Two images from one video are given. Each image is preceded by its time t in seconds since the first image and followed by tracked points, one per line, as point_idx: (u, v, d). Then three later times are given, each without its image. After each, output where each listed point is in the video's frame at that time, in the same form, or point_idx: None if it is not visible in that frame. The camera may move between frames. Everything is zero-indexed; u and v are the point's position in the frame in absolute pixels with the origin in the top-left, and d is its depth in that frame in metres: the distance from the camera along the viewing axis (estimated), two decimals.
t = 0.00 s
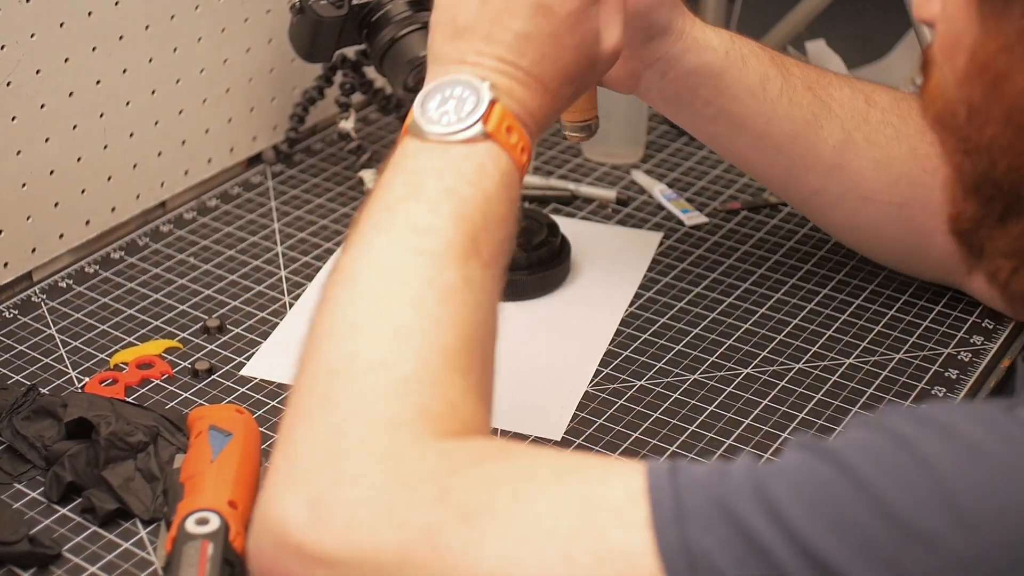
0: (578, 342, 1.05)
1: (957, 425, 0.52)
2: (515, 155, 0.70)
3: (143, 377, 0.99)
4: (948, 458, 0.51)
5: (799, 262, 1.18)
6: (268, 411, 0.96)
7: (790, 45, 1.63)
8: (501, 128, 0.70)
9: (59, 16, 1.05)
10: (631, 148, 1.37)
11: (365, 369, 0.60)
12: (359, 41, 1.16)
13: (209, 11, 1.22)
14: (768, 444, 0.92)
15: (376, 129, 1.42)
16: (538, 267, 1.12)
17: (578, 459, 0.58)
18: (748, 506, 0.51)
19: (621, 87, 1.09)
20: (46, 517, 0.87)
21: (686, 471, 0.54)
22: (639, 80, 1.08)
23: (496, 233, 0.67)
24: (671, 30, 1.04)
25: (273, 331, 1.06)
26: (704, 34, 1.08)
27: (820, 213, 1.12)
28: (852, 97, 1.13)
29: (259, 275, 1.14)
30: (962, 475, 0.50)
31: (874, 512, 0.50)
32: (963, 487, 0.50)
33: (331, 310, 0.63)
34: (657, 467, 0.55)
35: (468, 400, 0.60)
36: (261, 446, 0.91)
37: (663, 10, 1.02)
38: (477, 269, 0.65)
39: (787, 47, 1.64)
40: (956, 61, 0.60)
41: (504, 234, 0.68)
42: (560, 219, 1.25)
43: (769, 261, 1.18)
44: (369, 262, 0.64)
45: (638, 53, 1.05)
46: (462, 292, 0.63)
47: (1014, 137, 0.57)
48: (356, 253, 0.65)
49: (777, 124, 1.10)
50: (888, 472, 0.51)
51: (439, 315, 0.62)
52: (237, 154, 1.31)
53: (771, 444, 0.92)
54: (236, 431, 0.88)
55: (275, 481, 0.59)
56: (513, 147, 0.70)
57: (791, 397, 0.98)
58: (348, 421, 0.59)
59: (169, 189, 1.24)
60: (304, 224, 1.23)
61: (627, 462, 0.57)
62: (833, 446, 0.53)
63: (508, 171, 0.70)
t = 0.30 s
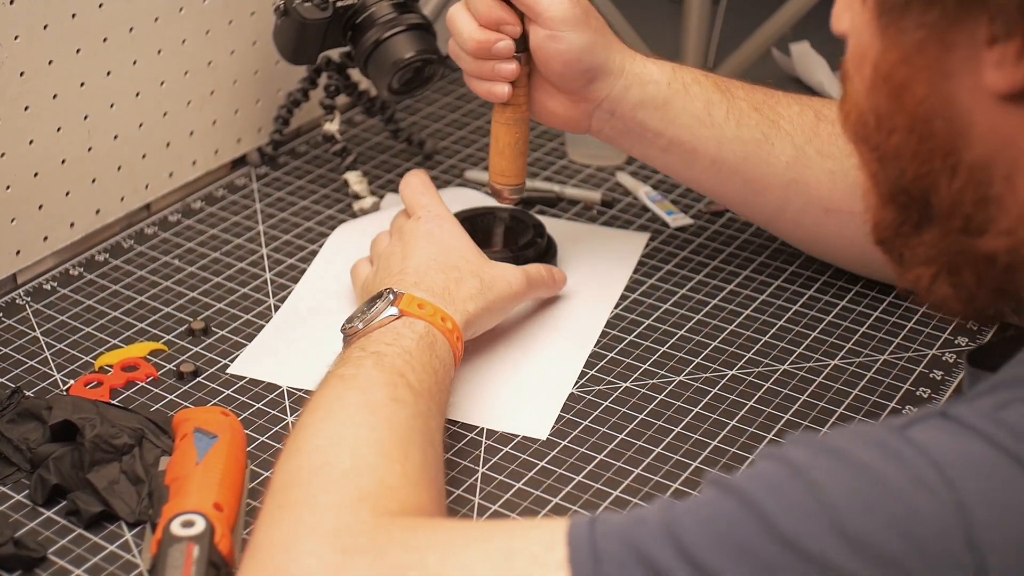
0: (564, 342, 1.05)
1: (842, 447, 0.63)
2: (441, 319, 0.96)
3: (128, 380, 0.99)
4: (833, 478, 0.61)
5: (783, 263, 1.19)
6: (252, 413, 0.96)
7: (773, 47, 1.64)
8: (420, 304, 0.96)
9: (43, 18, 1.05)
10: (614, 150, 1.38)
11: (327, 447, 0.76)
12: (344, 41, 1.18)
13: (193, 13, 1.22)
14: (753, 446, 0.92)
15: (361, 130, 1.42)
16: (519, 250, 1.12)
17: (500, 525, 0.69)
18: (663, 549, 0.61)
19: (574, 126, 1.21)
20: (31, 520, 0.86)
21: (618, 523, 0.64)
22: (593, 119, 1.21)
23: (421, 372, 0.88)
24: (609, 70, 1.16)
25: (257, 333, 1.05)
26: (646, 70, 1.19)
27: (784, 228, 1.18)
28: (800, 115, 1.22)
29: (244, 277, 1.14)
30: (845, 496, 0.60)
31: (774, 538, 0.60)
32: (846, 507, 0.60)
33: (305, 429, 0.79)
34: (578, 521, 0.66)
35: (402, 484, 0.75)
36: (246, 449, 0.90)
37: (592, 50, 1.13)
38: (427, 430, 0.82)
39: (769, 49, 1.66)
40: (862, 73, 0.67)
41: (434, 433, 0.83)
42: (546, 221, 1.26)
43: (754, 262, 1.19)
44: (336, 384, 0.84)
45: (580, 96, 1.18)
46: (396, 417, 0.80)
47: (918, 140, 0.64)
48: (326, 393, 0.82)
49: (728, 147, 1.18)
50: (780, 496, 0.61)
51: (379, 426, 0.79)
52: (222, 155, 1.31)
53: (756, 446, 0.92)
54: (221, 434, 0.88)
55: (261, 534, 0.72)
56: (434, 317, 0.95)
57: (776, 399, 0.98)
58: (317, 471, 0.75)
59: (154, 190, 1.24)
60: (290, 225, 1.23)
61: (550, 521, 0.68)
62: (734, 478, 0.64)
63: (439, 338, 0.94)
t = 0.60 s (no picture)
0: (559, 344, 1.05)
1: (806, 470, 0.60)
2: (442, 315, 0.96)
3: (121, 381, 0.98)
4: (796, 502, 0.58)
5: (776, 265, 1.19)
6: (246, 415, 0.95)
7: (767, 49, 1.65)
8: (421, 300, 0.96)
9: (37, 18, 1.05)
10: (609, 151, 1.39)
11: (313, 462, 0.76)
12: (338, 43, 1.18)
13: (188, 14, 1.22)
14: (747, 448, 0.92)
15: (356, 131, 1.42)
16: (514, 247, 1.14)
17: (478, 541, 0.67)
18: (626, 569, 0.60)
19: (550, 175, 1.23)
20: (24, 521, 0.86)
21: (589, 545, 0.62)
22: (570, 164, 1.22)
23: (416, 373, 0.88)
24: (585, 114, 1.19)
25: (251, 334, 1.05)
26: (616, 111, 1.21)
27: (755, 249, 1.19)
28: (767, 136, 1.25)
29: (238, 278, 1.14)
30: (806, 522, 0.58)
31: (733, 565, 0.58)
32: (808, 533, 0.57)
33: (296, 439, 0.79)
34: (551, 538, 0.64)
35: (386, 496, 0.74)
36: (240, 450, 0.90)
37: (571, 94, 1.16)
38: (417, 434, 0.82)
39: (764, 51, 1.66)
40: (767, 127, 0.70)
41: (427, 437, 0.82)
42: (542, 222, 1.26)
43: (748, 264, 1.19)
44: (327, 391, 0.84)
45: (556, 143, 1.20)
46: (385, 428, 0.80)
47: (827, 187, 0.66)
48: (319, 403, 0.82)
49: (703, 177, 1.19)
50: (742, 522, 0.59)
51: (366, 438, 0.78)
52: (216, 157, 1.31)
53: (750, 447, 0.92)
54: (208, 434, 0.87)
55: (246, 548, 0.72)
56: (435, 313, 0.96)
57: (770, 400, 0.98)
58: (301, 485, 0.74)
59: (148, 191, 1.24)
60: (284, 226, 1.23)
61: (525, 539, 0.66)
62: (702, 500, 0.62)
63: (439, 334, 0.94)
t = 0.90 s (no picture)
0: (560, 342, 1.05)
1: (828, 448, 0.60)
2: (453, 310, 0.96)
3: (122, 378, 0.98)
4: (816, 478, 0.58)
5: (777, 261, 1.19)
6: (247, 412, 0.96)
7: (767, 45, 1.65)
8: (432, 295, 0.96)
9: (37, 16, 1.05)
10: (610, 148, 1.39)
11: (327, 456, 0.76)
12: (338, 40, 1.18)
13: (188, 12, 1.22)
14: (749, 444, 0.92)
15: (356, 128, 1.42)
16: (517, 245, 1.14)
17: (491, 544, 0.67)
18: (648, 554, 0.59)
19: (545, 181, 1.23)
20: (26, 518, 0.86)
21: (596, 535, 0.62)
22: (563, 171, 1.22)
23: (428, 369, 0.88)
24: (571, 119, 1.18)
25: (252, 331, 1.05)
26: (604, 113, 1.21)
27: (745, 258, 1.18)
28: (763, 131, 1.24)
29: (239, 275, 1.14)
30: (824, 494, 0.57)
31: (752, 535, 0.57)
32: (827, 507, 0.56)
33: (310, 431, 0.79)
34: (558, 537, 0.63)
35: (398, 493, 0.74)
36: (241, 447, 0.90)
37: (552, 103, 1.16)
38: (429, 430, 0.82)
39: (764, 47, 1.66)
40: (729, 161, 0.71)
41: (438, 434, 0.83)
42: (544, 219, 1.26)
43: (749, 259, 1.19)
44: (342, 384, 0.84)
45: (547, 151, 1.20)
46: (400, 424, 0.80)
47: (790, 218, 0.67)
48: (332, 395, 0.83)
49: (695, 175, 1.19)
50: (762, 496, 0.58)
51: (380, 436, 0.78)
52: (217, 154, 1.31)
53: (751, 444, 0.92)
54: (215, 432, 0.87)
55: (261, 543, 0.72)
56: (446, 308, 0.95)
57: (771, 396, 0.98)
58: (315, 479, 0.74)
59: (149, 189, 1.24)
60: (285, 224, 1.23)
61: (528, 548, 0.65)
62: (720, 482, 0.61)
63: (450, 330, 0.94)
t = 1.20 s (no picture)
0: (561, 345, 1.05)
1: (824, 451, 0.59)
2: (457, 314, 0.96)
3: (125, 381, 0.98)
4: (811, 481, 0.58)
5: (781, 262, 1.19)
6: (250, 414, 0.95)
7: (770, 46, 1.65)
8: (436, 298, 0.96)
9: (39, 18, 1.05)
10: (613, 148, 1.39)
11: (325, 455, 0.76)
12: (340, 42, 1.18)
13: (190, 14, 1.22)
14: (752, 445, 0.92)
15: (359, 130, 1.42)
16: (519, 247, 1.14)
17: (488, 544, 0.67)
18: (644, 556, 0.59)
19: (546, 198, 1.22)
20: (29, 521, 0.86)
21: (596, 539, 0.62)
22: (563, 187, 1.22)
23: (429, 370, 0.88)
24: (573, 137, 1.17)
25: (256, 333, 1.05)
26: (603, 129, 1.20)
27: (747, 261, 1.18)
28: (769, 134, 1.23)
29: (242, 277, 1.14)
30: (821, 496, 0.57)
31: (750, 539, 0.57)
32: (824, 508, 0.56)
33: (307, 432, 0.79)
34: (557, 541, 0.63)
35: (396, 494, 0.74)
36: (245, 449, 0.90)
37: (558, 120, 1.15)
38: (425, 432, 0.81)
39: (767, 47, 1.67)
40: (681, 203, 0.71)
41: (436, 435, 0.83)
42: (547, 221, 1.26)
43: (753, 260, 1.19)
44: (339, 383, 0.84)
45: (548, 167, 1.19)
46: (397, 425, 0.80)
47: (742, 258, 0.66)
48: (329, 394, 0.83)
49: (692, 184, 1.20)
50: (759, 499, 0.58)
51: (379, 434, 0.78)
52: (219, 157, 1.31)
53: (754, 445, 0.92)
54: (219, 434, 0.87)
55: (256, 543, 0.72)
56: (450, 312, 0.95)
57: (774, 398, 0.98)
58: (312, 479, 0.74)
59: (151, 192, 1.24)
60: (288, 226, 1.23)
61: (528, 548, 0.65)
62: (716, 485, 0.61)
63: (453, 331, 0.94)
